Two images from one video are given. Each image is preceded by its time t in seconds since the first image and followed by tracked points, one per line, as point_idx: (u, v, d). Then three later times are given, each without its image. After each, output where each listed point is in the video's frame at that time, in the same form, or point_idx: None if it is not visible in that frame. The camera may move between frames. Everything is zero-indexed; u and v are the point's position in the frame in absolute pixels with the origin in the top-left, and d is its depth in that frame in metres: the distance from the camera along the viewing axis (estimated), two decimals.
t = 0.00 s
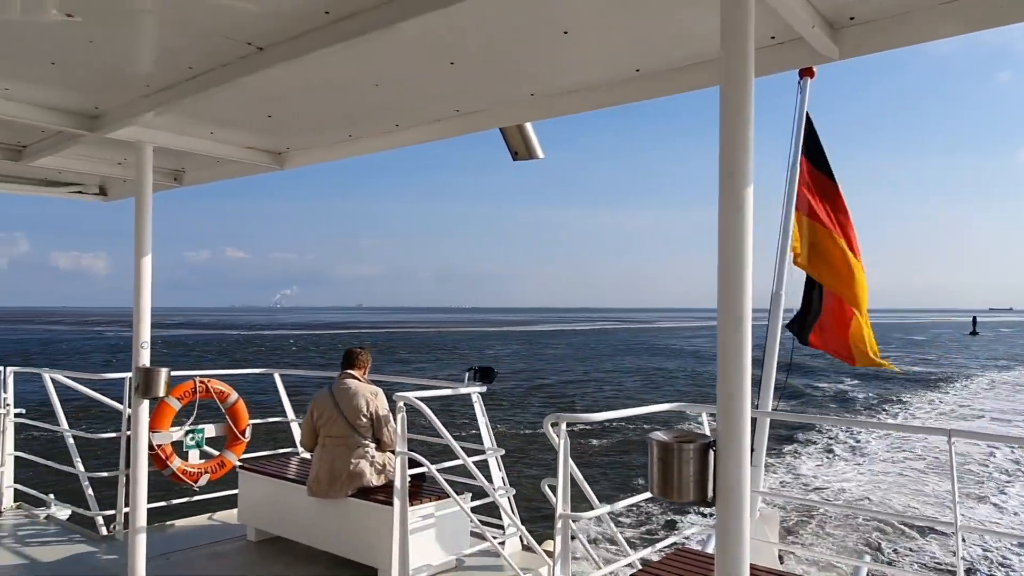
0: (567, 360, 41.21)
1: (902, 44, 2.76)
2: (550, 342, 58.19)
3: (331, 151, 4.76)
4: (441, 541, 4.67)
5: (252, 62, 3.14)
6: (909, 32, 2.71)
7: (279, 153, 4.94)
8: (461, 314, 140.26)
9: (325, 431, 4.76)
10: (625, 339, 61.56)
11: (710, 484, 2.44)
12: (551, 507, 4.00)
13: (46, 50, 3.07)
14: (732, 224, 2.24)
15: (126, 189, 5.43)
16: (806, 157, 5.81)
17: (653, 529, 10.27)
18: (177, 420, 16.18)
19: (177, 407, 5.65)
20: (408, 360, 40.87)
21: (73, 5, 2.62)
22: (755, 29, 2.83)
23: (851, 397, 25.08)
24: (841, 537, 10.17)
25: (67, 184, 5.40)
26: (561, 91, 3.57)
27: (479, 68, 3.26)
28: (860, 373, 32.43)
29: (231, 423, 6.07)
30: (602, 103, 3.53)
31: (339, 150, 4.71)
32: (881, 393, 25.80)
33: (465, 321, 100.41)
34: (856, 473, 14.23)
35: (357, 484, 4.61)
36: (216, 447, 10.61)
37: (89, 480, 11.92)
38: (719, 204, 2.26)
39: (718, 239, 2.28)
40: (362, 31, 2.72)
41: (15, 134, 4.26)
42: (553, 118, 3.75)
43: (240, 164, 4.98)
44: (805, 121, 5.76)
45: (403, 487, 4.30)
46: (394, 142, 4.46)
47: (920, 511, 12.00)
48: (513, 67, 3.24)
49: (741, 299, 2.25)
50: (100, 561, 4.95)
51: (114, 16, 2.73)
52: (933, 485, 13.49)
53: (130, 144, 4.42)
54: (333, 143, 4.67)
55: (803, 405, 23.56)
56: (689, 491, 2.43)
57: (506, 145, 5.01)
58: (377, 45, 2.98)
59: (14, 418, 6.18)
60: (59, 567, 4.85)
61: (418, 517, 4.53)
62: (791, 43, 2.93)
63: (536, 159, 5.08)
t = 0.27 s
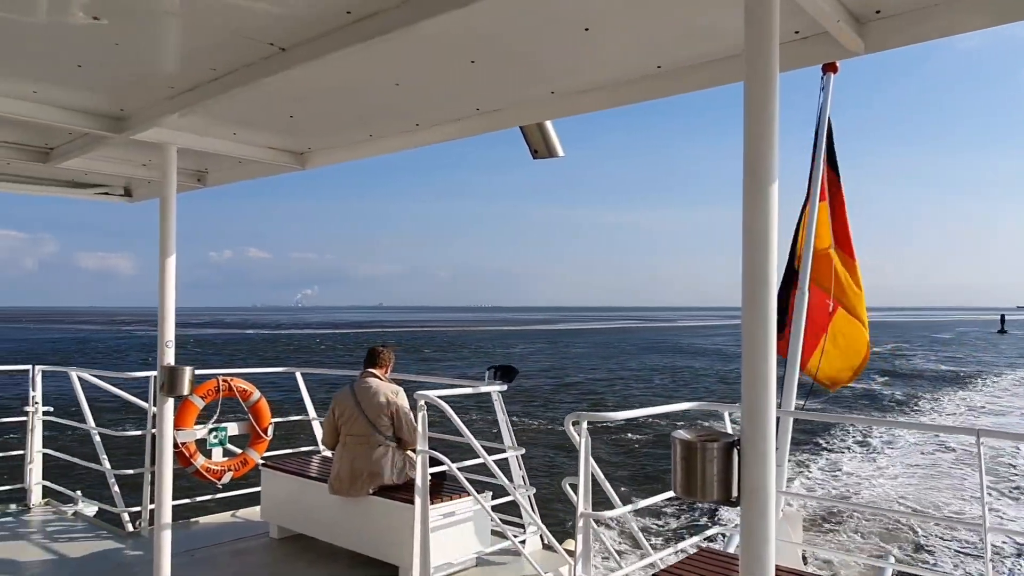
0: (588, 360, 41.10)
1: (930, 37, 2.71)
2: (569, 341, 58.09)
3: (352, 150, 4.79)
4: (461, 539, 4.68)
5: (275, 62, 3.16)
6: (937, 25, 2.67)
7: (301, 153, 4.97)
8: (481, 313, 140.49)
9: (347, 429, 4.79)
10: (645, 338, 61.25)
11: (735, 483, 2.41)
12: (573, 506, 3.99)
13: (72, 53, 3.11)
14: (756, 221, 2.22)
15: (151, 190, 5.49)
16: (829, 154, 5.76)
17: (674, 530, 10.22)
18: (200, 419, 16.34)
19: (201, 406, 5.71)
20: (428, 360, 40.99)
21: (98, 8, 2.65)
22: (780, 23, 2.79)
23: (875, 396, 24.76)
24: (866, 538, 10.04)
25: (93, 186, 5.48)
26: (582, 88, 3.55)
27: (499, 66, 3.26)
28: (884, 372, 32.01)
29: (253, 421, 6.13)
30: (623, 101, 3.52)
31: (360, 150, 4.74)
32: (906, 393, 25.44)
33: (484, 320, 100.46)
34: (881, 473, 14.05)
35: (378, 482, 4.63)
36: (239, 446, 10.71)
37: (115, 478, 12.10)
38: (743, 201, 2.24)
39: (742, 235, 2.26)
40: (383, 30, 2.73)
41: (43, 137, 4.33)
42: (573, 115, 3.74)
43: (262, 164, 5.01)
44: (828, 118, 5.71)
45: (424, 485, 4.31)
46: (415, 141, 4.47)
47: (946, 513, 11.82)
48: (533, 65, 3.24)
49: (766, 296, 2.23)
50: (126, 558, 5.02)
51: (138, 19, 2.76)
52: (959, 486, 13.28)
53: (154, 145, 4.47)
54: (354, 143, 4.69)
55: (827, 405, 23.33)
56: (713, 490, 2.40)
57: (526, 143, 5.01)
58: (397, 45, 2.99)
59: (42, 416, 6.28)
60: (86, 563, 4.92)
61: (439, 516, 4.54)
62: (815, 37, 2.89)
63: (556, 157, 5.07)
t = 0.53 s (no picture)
0: (605, 360, 41.00)
1: (954, 32, 2.67)
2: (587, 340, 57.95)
3: (371, 151, 4.81)
4: (480, 539, 4.69)
5: (295, 64, 3.18)
6: (962, 20, 2.63)
7: (320, 154, 5.00)
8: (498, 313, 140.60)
9: (366, 429, 4.81)
10: (664, 338, 60.96)
11: (755, 484, 2.38)
12: (591, 506, 3.98)
13: (96, 57, 3.15)
14: (777, 220, 2.20)
15: (173, 191, 5.56)
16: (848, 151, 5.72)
17: (693, 530, 10.18)
18: (221, 417, 16.50)
19: (222, 405, 5.78)
20: (446, 360, 41.07)
21: (122, 13, 2.69)
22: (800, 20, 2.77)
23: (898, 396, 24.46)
24: (888, 540, 9.94)
25: (117, 188, 5.56)
26: (600, 87, 3.55)
27: (517, 65, 3.26)
28: (908, 372, 31.61)
29: (274, 420, 6.19)
30: (641, 99, 3.50)
31: (379, 150, 4.76)
32: (929, 393, 25.10)
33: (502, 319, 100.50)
34: (904, 474, 13.89)
35: (397, 481, 4.65)
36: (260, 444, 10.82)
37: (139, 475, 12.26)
38: (763, 200, 2.22)
39: (763, 234, 2.24)
40: (402, 30, 2.74)
41: (68, 140, 4.39)
42: (592, 114, 3.73)
43: (282, 165, 5.06)
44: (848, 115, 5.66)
45: (442, 484, 4.33)
46: (433, 141, 4.49)
47: (970, 515, 11.66)
48: (552, 64, 3.23)
49: (787, 296, 2.21)
50: (150, 554, 5.09)
51: (160, 22, 2.79)
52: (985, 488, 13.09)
53: (176, 147, 4.52)
54: (373, 144, 4.72)
55: (848, 405, 23.10)
56: (733, 491, 2.38)
57: (543, 143, 5.01)
58: (416, 45, 3.00)
59: (67, 414, 6.37)
60: (110, 559, 4.99)
61: (457, 515, 4.55)
62: (836, 34, 2.87)
63: (574, 157, 5.06)
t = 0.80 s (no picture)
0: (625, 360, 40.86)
1: (980, 27, 2.63)
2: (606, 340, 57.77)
3: (390, 152, 4.84)
4: (499, 538, 4.70)
5: (315, 66, 3.21)
6: (988, 15, 2.58)
7: (340, 156, 5.04)
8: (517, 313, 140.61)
9: (386, 428, 4.83)
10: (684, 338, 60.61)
11: (777, 486, 2.36)
12: (611, 506, 3.97)
13: (121, 61, 3.20)
14: (799, 218, 2.18)
15: (196, 193, 5.61)
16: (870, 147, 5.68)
17: (713, 531, 10.13)
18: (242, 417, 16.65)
19: (244, 404, 5.83)
20: (464, 360, 41.14)
21: (146, 17, 2.72)
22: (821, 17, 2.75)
23: (922, 397, 24.13)
24: (912, 542, 9.82)
25: (141, 190, 5.63)
26: (619, 86, 3.54)
27: (536, 65, 3.26)
28: (932, 372, 31.16)
29: (294, 419, 6.24)
30: (661, 99, 3.48)
31: (398, 151, 4.79)
32: (955, 393, 24.72)
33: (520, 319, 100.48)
34: (928, 475, 13.72)
35: (417, 481, 4.67)
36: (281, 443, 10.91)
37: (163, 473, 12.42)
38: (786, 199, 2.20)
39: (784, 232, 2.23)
40: (421, 31, 2.75)
41: (93, 143, 4.46)
42: (611, 114, 3.72)
43: (302, 167, 5.09)
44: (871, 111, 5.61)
45: (461, 483, 4.34)
46: (452, 142, 4.50)
47: (998, 518, 11.47)
48: (571, 64, 3.23)
49: (810, 297, 2.19)
50: (173, 552, 5.15)
51: (183, 26, 2.82)
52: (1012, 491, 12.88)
53: (198, 149, 4.57)
54: (392, 145, 4.74)
55: (871, 405, 22.84)
56: (755, 493, 2.36)
57: (562, 143, 5.00)
58: (434, 46, 3.01)
59: (93, 413, 6.47)
60: (135, 556, 5.06)
61: (476, 515, 4.56)
62: (859, 30, 2.84)
63: (593, 156, 5.05)
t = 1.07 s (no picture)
0: (644, 359, 40.74)
1: (1006, 20, 2.59)
2: (624, 339, 57.56)
3: (409, 152, 4.86)
4: (517, 537, 4.70)
5: (334, 67, 3.23)
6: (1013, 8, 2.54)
7: (358, 156, 5.06)
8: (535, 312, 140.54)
9: (405, 427, 4.85)
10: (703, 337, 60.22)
11: (799, 486, 2.34)
12: (630, 505, 3.96)
13: (144, 64, 3.24)
14: (820, 215, 2.17)
15: (217, 194, 5.67)
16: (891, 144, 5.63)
17: (733, 531, 10.07)
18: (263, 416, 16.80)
19: (264, 403, 5.88)
20: (483, 359, 41.17)
21: (168, 20, 2.76)
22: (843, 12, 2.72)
23: (947, 396, 23.78)
24: (936, 544, 9.69)
25: (163, 191, 5.69)
26: (637, 84, 3.52)
27: (554, 64, 3.26)
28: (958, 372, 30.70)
29: (314, 418, 6.28)
30: (680, 96, 3.47)
31: (416, 151, 4.81)
32: (981, 393, 24.34)
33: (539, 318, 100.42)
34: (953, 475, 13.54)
35: (435, 479, 4.68)
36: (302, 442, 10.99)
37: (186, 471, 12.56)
38: (807, 196, 2.19)
39: (805, 230, 2.21)
40: (439, 32, 2.76)
41: (117, 144, 4.52)
42: (629, 112, 3.71)
43: (322, 167, 5.13)
44: (892, 109, 5.56)
45: (480, 482, 4.35)
46: (470, 142, 4.51)
47: None
48: (590, 62, 3.23)
49: (832, 294, 2.17)
50: (195, 548, 5.20)
51: (205, 28, 2.85)
52: None
53: (219, 150, 4.62)
54: (410, 144, 4.76)
55: (894, 405, 22.59)
56: (776, 493, 2.34)
57: (580, 141, 4.99)
58: (453, 46, 3.02)
59: (117, 411, 6.56)
60: (158, 552, 5.12)
61: (495, 514, 4.56)
62: (881, 26, 2.80)
63: (611, 155, 5.03)
